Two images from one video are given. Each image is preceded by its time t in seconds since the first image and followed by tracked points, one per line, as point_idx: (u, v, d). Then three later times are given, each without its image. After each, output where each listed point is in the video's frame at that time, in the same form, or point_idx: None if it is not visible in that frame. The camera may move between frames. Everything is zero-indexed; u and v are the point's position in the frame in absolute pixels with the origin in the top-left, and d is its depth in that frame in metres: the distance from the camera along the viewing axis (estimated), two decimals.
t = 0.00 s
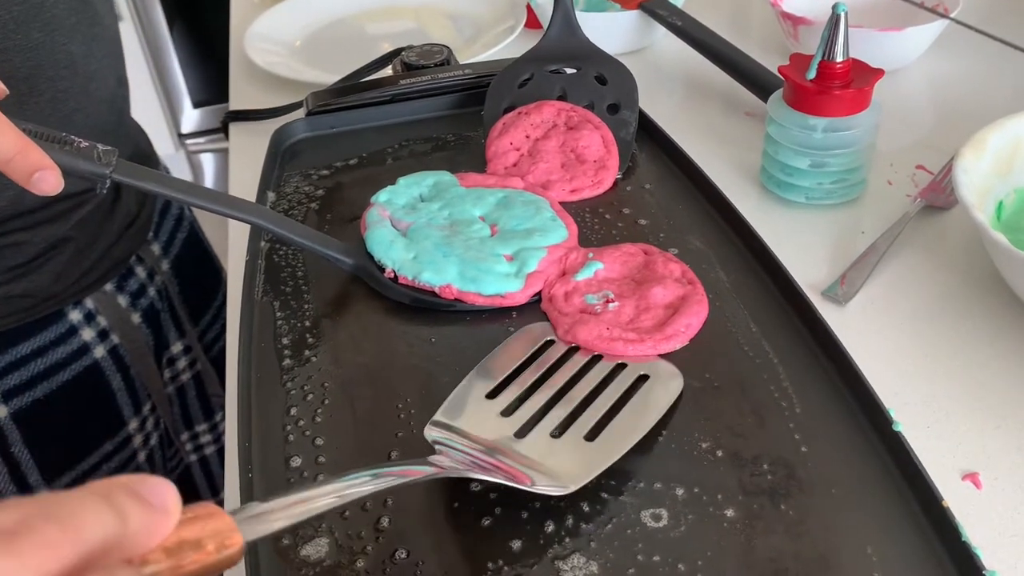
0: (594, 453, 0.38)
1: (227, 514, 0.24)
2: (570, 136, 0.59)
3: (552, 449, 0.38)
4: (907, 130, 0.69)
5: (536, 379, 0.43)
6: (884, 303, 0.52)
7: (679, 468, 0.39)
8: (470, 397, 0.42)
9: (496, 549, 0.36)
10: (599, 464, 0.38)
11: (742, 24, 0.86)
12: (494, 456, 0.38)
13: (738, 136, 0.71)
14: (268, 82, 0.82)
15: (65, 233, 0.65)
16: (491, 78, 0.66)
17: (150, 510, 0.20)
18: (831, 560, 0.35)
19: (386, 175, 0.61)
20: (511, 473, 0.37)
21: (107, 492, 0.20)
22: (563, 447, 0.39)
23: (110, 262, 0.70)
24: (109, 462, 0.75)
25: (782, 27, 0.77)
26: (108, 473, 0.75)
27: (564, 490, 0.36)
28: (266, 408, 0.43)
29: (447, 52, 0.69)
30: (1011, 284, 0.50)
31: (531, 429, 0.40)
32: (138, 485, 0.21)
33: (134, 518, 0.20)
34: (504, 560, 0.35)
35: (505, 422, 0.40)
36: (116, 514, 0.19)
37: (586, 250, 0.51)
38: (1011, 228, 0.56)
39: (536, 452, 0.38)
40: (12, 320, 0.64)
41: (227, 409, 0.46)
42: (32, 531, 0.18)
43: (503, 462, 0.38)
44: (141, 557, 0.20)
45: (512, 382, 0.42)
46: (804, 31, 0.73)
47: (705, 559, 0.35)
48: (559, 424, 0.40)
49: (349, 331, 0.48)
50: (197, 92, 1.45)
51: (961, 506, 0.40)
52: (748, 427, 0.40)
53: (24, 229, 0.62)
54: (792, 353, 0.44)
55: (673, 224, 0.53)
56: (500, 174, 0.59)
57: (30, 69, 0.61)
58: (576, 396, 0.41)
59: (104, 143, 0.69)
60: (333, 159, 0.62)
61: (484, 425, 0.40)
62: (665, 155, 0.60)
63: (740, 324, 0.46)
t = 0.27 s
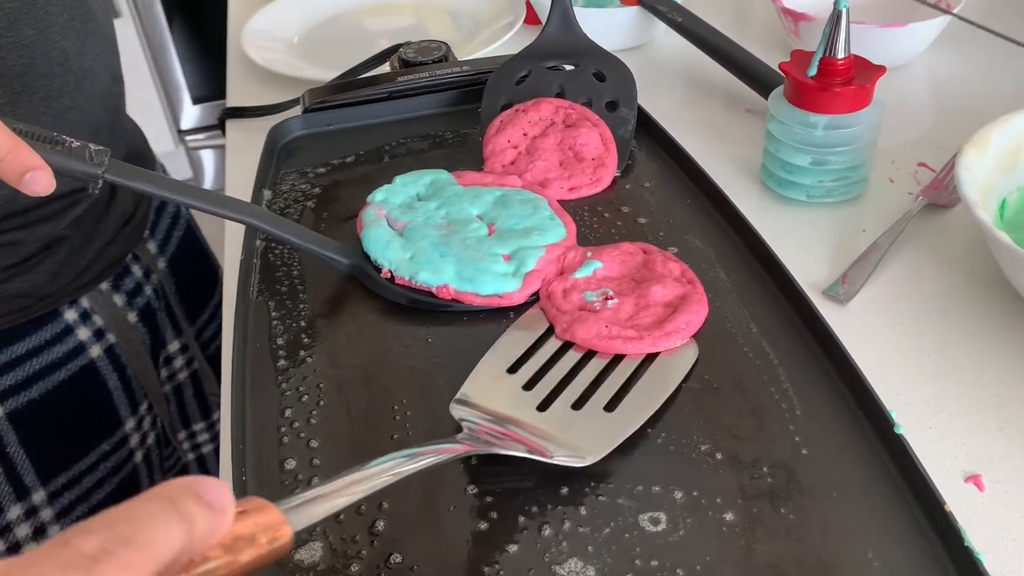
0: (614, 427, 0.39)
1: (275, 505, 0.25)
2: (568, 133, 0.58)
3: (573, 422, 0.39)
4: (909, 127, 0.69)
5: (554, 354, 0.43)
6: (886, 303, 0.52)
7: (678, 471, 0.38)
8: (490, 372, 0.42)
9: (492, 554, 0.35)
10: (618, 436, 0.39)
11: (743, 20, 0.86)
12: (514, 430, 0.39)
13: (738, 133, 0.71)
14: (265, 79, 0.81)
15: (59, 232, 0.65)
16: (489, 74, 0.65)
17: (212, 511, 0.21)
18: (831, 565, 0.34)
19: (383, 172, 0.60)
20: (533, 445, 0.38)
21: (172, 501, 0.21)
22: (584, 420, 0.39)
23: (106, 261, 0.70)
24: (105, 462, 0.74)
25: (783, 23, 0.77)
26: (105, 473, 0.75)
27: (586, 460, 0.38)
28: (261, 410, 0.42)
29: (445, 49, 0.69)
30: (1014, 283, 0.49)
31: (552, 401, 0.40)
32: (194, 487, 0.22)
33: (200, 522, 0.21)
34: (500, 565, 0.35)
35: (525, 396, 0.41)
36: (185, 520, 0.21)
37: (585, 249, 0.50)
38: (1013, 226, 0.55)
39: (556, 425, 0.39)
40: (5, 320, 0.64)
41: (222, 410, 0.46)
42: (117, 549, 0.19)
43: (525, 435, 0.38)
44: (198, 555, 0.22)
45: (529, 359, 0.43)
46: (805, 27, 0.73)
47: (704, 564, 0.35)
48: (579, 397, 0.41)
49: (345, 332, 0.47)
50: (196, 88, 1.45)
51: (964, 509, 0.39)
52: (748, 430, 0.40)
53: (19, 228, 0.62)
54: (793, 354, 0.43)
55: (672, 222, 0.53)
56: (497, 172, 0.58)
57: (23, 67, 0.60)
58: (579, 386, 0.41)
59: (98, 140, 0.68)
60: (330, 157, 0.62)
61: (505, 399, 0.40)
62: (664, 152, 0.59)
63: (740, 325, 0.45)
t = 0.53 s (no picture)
0: (640, 396, 0.40)
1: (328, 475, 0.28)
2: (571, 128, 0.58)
3: (601, 392, 0.40)
4: (914, 121, 0.68)
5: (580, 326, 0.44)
6: (892, 298, 0.51)
7: (683, 468, 0.38)
8: (518, 344, 0.43)
9: (496, 552, 0.35)
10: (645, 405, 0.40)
11: (746, 14, 0.85)
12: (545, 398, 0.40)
13: (742, 127, 0.70)
14: (267, 74, 0.81)
15: (59, 229, 0.65)
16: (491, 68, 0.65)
17: (269, 479, 0.24)
18: (838, 563, 0.34)
19: (385, 167, 0.60)
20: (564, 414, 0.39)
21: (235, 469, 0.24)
22: (611, 390, 0.40)
23: (106, 259, 0.70)
24: (107, 461, 0.74)
25: (787, 17, 0.76)
26: (106, 471, 0.74)
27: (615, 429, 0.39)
28: (263, 407, 0.42)
29: (447, 43, 0.68)
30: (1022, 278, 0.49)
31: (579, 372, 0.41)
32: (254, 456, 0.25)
33: (259, 489, 0.24)
34: (504, 563, 0.35)
35: (553, 368, 0.41)
36: (246, 490, 0.24)
37: (590, 241, 0.50)
38: (1019, 221, 0.55)
39: (585, 395, 0.40)
40: (5, 318, 0.64)
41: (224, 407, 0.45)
42: (184, 521, 0.22)
43: (557, 402, 0.39)
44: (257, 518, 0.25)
45: (554, 334, 0.44)
46: (810, 21, 0.72)
47: (710, 561, 0.34)
48: (606, 367, 0.42)
49: (347, 328, 0.47)
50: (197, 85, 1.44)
51: (971, 506, 0.39)
52: (754, 426, 0.39)
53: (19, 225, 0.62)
54: (799, 350, 0.43)
55: (677, 217, 0.53)
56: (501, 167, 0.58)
57: (23, 63, 0.60)
58: (599, 364, 0.42)
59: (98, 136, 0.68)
60: (332, 152, 0.62)
61: (533, 370, 0.41)
62: (668, 147, 0.59)
63: (746, 320, 0.45)
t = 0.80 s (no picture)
0: (639, 388, 0.40)
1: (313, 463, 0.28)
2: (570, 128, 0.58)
3: (598, 385, 0.40)
4: (914, 120, 0.68)
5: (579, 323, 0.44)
6: (892, 298, 0.51)
7: (682, 470, 0.38)
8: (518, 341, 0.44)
9: (495, 554, 0.35)
10: (643, 397, 0.40)
11: (747, 13, 0.85)
12: (542, 393, 0.40)
13: (742, 127, 0.70)
14: (267, 75, 0.81)
15: (59, 231, 0.65)
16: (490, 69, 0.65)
17: (241, 466, 0.25)
18: (837, 564, 0.34)
19: (385, 168, 0.60)
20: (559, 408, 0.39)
21: (202, 460, 0.24)
22: (608, 383, 0.41)
23: (106, 260, 0.70)
24: (107, 462, 0.74)
25: (787, 16, 0.76)
26: (107, 473, 0.75)
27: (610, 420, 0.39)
28: (263, 408, 0.42)
29: (447, 43, 0.68)
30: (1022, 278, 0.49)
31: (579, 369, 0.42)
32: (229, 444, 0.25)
33: (229, 478, 0.24)
34: (504, 564, 0.35)
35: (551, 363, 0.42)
36: (213, 481, 0.24)
37: (591, 241, 0.50)
38: (1019, 221, 0.55)
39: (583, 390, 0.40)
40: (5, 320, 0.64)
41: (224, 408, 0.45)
42: (146, 522, 0.22)
43: (554, 397, 0.40)
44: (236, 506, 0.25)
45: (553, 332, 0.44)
46: (810, 20, 0.72)
47: (709, 562, 0.34)
48: (604, 362, 0.42)
49: (347, 329, 0.47)
50: (198, 85, 1.45)
51: (970, 506, 0.39)
52: (753, 427, 0.39)
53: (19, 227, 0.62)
54: (798, 351, 0.43)
55: (677, 217, 0.53)
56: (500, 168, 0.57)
57: (22, 65, 0.60)
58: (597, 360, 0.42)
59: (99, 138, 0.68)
60: (332, 152, 0.62)
61: (532, 366, 0.42)
62: (668, 147, 0.59)
63: (745, 321, 0.45)
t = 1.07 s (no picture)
0: (622, 389, 0.41)
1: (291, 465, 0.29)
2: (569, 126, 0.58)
3: (582, 385, 0.41)
4: (913, 123, 0.68)
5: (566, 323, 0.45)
6: (891, 300, 0.52)
7: (682, 472, 0.38)
8: (505, 340, 0.44)
9: (497, 555, 0.35)
10: (624, 399, 0.40)
11: (746, 15, 0.85)
12: (529, 393, 0.41)
13: (741, 130, 0.71)
14: (269, 79, 0.81)
15: (60, 234, 0.65)
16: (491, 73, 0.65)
17: (217, 471, 0.25)
18: (836, 566, 0.34)
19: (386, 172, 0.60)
20: (543, 407, 0.40)
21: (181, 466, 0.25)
22: (592, 383, 0.41)
23: (108, 263, 0.70)
24: (109, 464, 0.75)
25: (786, 19, 0.77)
26: (109, 475, 0.75)
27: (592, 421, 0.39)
28: (265, 412, 0.42)
29: (447, 47, 0.69)
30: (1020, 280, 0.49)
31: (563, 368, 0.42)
32: (204, 449, 0.26)
33: (206, 485, 0.25)
34: (505, 566, 0.35)
35: (539, 362, 0.42)
36: (190, 489, 0.24)
37: (588, 240, 0.50)
38: (1018, 223, 0.55)
39: (568, 390, 0.41)
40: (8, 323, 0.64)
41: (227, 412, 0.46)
42: (120, 532, 0.23)
43: (538, 397, 0.40)
44: (212, 510, 0.26)
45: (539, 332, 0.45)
46: (809, 23, 0.72)
47: (709, 564, 0.35)
48: (588, 362, 0.42)
49: (349, 333, 0.47)
50: (200, 87, 1.45)
51: (969, 508, 0.39)
52: (753, 429, 0.40)
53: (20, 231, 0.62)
54: (797, 353, 0.43)
55: (677, 220, 0.53)
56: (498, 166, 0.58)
57: (24, 70, 0.61)
58: (582, 360, 0.42)
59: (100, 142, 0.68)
60: (333, 156, 0.62)
61: (518, 365, 0.42)
62: (667, 150, 0.59)
63: (745, 324, 0.45)
